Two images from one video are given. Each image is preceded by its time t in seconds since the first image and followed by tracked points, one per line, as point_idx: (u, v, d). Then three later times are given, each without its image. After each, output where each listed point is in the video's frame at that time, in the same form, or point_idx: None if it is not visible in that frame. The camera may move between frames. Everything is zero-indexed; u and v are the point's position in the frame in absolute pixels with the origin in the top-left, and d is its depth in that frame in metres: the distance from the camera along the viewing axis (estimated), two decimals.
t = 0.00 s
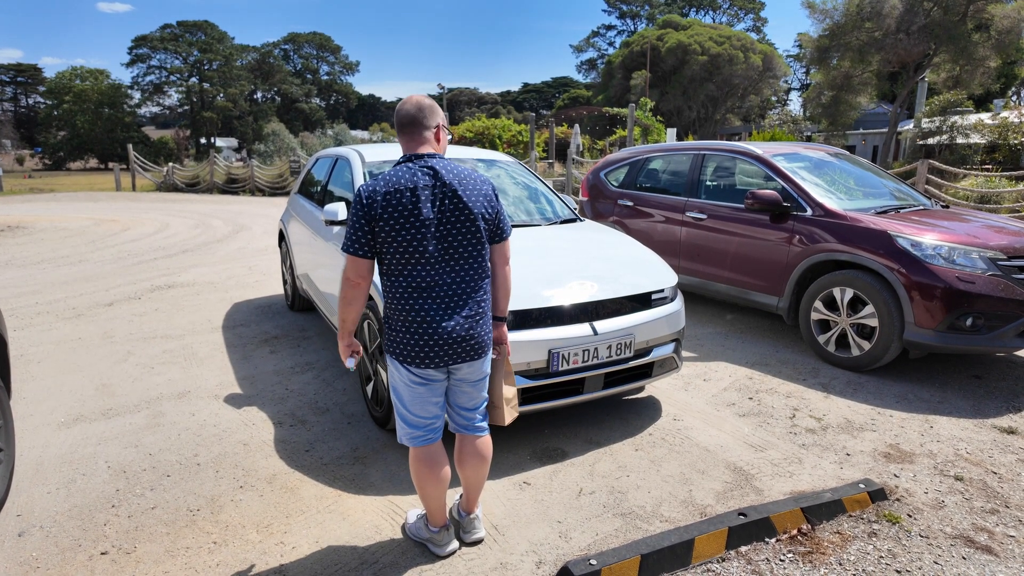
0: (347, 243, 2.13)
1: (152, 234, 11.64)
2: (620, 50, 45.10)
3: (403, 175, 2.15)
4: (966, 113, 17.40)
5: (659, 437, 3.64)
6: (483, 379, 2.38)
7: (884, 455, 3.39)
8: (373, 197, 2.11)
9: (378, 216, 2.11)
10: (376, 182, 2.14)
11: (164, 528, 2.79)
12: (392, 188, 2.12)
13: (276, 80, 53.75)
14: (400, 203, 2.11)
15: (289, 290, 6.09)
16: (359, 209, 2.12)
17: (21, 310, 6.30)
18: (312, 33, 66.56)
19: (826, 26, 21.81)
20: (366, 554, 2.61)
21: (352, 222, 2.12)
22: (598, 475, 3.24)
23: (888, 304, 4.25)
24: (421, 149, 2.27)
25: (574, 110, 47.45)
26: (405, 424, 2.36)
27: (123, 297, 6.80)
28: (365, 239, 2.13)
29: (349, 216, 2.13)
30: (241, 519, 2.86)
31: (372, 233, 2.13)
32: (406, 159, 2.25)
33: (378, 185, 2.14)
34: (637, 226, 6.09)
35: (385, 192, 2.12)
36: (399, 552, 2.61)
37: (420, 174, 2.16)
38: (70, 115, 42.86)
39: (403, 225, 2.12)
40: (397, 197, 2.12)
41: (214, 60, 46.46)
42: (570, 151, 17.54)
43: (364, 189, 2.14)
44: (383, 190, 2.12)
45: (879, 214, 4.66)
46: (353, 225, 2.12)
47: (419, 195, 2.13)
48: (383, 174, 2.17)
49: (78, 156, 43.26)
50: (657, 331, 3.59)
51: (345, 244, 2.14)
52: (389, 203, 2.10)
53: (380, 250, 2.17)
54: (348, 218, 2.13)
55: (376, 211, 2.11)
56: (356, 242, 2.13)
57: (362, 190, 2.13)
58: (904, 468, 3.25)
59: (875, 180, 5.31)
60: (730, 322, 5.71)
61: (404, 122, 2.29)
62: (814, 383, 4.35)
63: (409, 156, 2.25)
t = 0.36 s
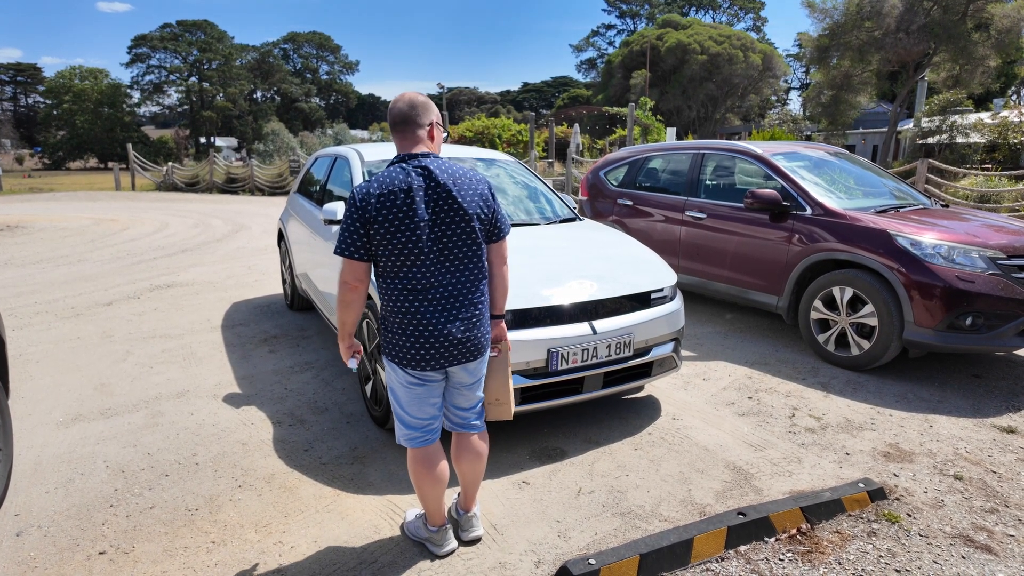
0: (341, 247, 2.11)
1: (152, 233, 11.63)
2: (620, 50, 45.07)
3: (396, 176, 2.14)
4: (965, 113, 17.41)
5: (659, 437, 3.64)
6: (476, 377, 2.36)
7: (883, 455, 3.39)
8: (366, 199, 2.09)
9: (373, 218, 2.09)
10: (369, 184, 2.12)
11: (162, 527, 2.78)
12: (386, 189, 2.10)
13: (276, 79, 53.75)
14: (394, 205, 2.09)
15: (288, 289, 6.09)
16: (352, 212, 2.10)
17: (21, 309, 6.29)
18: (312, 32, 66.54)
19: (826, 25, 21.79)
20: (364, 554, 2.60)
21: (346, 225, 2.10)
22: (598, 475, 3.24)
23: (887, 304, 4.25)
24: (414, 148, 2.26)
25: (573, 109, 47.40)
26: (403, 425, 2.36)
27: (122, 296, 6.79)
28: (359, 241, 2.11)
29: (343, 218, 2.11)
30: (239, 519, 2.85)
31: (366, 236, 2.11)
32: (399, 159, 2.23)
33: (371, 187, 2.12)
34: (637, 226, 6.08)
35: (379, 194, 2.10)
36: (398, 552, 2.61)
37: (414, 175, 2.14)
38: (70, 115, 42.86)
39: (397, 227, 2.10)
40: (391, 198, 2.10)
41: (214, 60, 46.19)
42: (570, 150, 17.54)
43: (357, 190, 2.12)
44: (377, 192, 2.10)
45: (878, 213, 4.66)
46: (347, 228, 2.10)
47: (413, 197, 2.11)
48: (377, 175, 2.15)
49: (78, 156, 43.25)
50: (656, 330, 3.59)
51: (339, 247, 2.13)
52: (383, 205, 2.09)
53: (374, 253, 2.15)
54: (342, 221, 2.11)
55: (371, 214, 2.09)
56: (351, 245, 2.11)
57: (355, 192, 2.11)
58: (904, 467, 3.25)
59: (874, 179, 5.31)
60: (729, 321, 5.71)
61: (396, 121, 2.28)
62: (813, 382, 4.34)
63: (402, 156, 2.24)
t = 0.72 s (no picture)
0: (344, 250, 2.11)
1: (151, 233, 11.61)
2: (620, 49, 45.04)
3: (397, 176, 2.14)
4: (965, 112, 17.42)
5: (658, 436, 3.64)
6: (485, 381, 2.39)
7: (882, 454, 3.39)
8: (368, 199, 2.09)
9: (375, 219, 2.09)
10: (370, 184, 2.12)
11: (162, 527, 2.78)
12: (388, 189, 2.10)
13: (276, 79, 53.70)
14: (396, 204, 2.09)
15: (287, 288, 6.08)
16: (354, 213, 2.09)
17: (20, 309, 6.29)
18: (311, 32, 66.52)
19: (825, 24, 21.77)
20: (363, 553, 2.60)
21: (348, 227, 2.10)
22: (597, 474, 3.24)
23: (887, 304, 4.24)
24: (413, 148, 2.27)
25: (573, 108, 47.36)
26: (406, 431, 2.35)
27: (122, 296, 6.79)
28: (362, 243, 2.11)
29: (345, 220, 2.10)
30: (238, 518, 2.85)
31: (369, 237, 2.11)
32: (399, 158, 2.24)
33: (372, 187, 2.12)
34: (636, 225, 6.08)
35: (381, 193, 2.10)
36: (397, 552, 2.61)
37: (415, 174, 2.15)
38: (69, 114, 42.85)
39: (400, 227, 2.10)
40: (393, 198, 2.10)
41: (212, 59, 45.53)
42: (569, 150, 17.53)
43: (358, 191, 2.12)
44: (379, 192, 2.10)
45: (877, 212, 4.65)
46: (350, 230, 2.09)
47: (415, 196, 2.12)
48: (377, 176, 2.16)
49: (77, 155, 43.23)
50: (656, 329, 3.59)
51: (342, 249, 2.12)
52: (384, 205, 2.09)
53: (378, 254, 2.15)
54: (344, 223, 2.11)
55: (372, 214, 2.09)
56: (354, 247, 2.10)
57: (356, 193, 2.11)
58: (903, 467, 3.25)
59: (874, 179, 5.30)
60: (728, 321, 5.70)
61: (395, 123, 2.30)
62: (812, 382, 4.34)
63: (402, 155, 2.24)
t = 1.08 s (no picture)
0: (381, 249, 2.04)
1: (150, 232, 11.60)
2: (620, 49, 45.00)
3: (440, 176, 2.09)
4: (965, 112, 17.41)
5: (657, 436, 3.64)
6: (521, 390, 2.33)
7: (882, 453, 3.39)
8: (411, 199, 2.04)
9: (417, 219, 2.04)
10: (412, 182, 2.07)
11: (161, 526, 2.78)
12: (430, 189, 2.06)
13: (275, 78, 53.69)
14: (439, 205, 2.05)
15: (287, 288, 6.08)
16: (395, 212, 2.03)
17: (19, 308, 6.28)
18: (311, 32, 66.49)
19: (825, 24, 21.77)
20: (363, 553, 2.61)
21: (388, 225, 2.03)
22: (596, 473, 3.24)
23: (887, 304, 4.25)
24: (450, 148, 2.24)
25: (572, 108, 47.33)
26: (419, 435, 2.33)
27: (121, 295, 6.79)
28: (401, 242, 2.05)
29: (385, 217, 2.04)
30: (238, 517, 2.85)
31: (409, 236, 2.05)
32: (439, 157, 2.19)
33: (414, 186, 2.06)
34: (636, 225, 6.08)
35: (423, 193, 2.05)
36: (397, 551, 2.62)
37: (459, 175, 2.11)
38: (69, 113, 42.83)
39: (442, 228, 2.06)
40: (436, 197, 2.06)
41: (212, 59, 46.02)
42: (569, 149, 17.54)
43: (400, 189, 2.06)
44: (421, 191, 2.05)
45: (876, 212, 4.65)
46: (390, 229, 2.03)
47: (459, 198, 2.08)
48: (418, 175, 2.10)
49: (77, 155, 43.22)
50: (656, 329, 3.59)
51: (379, 248, 2.05)
52: (427, 205, 2.04)
53: (416, 254, 2.09)
54: (383, 220, 2.04)
55: (415, 213, 2.04)
56: (393, 247, 2.05)
57: (397, 191, 2.05)
58: (902, 466, 3.25)
59: (874, 178, 5.31)
60: (728, 320, 5.71)
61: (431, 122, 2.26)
62: (811, 381, 4.35)
63: (442, 155, 2.20)
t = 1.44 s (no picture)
0: (456, 254, 1.88)
1: (151, 232, 11.61)
2: (620, 48, 44.95)
3: (506, 176, 1.98)
4: (965, 111, 17.41)
5: (657, 435, 3.64)
6: (558, 393, 2.25)
7: (882, 453, 3.39)
8: (483, 201, 1.90)
9: (490, 222, 1.90)
10: (479, 182, 1.93)
11: (161, 525, 2.78)
12: (500, 191, 1.94)
13: (275, 78, 53.69)
14: (510, 208, 1.94)
15: (287, 287, 6.09)
16: (468, 214, 1.88)
17: (19, 308, 6.28)
18: (311, 31, 66.46)
19: (825, 23, 21.74)
20: (363, 552, 2.61)
21: (458, 228, 1.88)
22: (597, 473, 3.24)
23: (887, 304, 4.25)
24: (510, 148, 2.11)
25: (573, 108, 47.30)
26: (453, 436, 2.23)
27: (122, 295, 6.78)
28: (471, 246, 1.90)
29: (454, 220, 1.88)
30: (239, 516, 2.85)
31: (480, 239, 1.91)
32: (500, 157, 2.07)
33: (483, 187, 1.93)
34: (636, 225, 6.08)
35: (494, 195, 1.92)
36: (398, 550, 2.62)
37: (523, 178, 2.01)
38: (69, 113, 42.87)
39: (511, 232, 1.94)
40: (505, 200, 1.94)
41: (213, 58, 46.10)
42: (569, 148, 17.55)
43: (467, 189, 1.91)
44: (491, 193, 1.92)
45: (876, 212, 4.65)
46: (464, 231, 1.87)
47: (527, 202, 1.98)
48: (482, 175, 1.97)
49: (77, 154, 43.22)
50: (656, 328, 3.60)
51: (448, 252, 1.89)
52: (500, 207, 1.92)
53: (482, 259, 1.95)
54: (451, 223, 1.88)
55: (487, 217, 1.90)
56: (467, 251, 1.89)
57: (465, 191, 1.90)
58: (902, 465, 3.25)
59: (874, 178, 5.32)
60: (728, 320, 5.71)
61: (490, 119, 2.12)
62: (812, 381, 4.35)
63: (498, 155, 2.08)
